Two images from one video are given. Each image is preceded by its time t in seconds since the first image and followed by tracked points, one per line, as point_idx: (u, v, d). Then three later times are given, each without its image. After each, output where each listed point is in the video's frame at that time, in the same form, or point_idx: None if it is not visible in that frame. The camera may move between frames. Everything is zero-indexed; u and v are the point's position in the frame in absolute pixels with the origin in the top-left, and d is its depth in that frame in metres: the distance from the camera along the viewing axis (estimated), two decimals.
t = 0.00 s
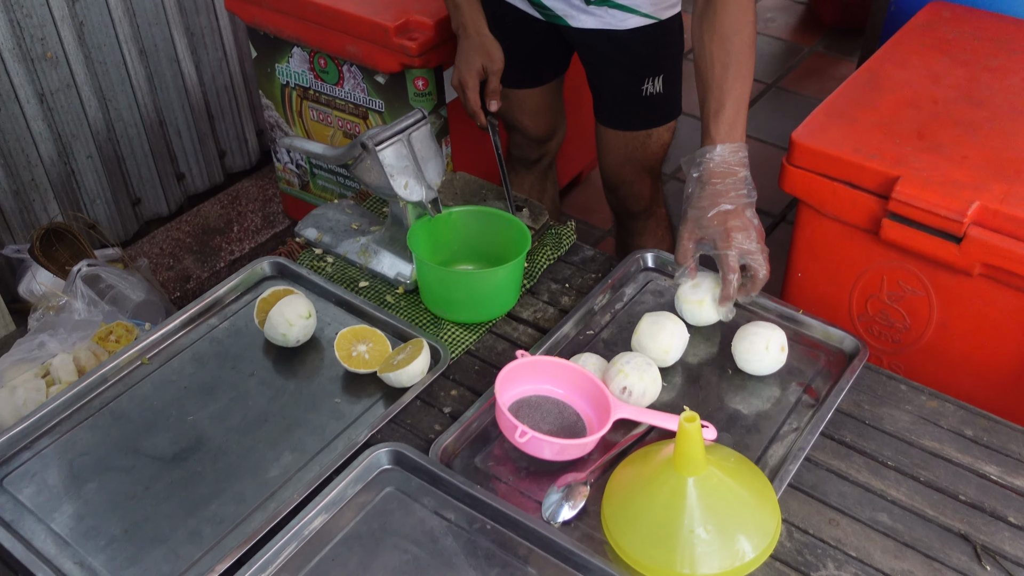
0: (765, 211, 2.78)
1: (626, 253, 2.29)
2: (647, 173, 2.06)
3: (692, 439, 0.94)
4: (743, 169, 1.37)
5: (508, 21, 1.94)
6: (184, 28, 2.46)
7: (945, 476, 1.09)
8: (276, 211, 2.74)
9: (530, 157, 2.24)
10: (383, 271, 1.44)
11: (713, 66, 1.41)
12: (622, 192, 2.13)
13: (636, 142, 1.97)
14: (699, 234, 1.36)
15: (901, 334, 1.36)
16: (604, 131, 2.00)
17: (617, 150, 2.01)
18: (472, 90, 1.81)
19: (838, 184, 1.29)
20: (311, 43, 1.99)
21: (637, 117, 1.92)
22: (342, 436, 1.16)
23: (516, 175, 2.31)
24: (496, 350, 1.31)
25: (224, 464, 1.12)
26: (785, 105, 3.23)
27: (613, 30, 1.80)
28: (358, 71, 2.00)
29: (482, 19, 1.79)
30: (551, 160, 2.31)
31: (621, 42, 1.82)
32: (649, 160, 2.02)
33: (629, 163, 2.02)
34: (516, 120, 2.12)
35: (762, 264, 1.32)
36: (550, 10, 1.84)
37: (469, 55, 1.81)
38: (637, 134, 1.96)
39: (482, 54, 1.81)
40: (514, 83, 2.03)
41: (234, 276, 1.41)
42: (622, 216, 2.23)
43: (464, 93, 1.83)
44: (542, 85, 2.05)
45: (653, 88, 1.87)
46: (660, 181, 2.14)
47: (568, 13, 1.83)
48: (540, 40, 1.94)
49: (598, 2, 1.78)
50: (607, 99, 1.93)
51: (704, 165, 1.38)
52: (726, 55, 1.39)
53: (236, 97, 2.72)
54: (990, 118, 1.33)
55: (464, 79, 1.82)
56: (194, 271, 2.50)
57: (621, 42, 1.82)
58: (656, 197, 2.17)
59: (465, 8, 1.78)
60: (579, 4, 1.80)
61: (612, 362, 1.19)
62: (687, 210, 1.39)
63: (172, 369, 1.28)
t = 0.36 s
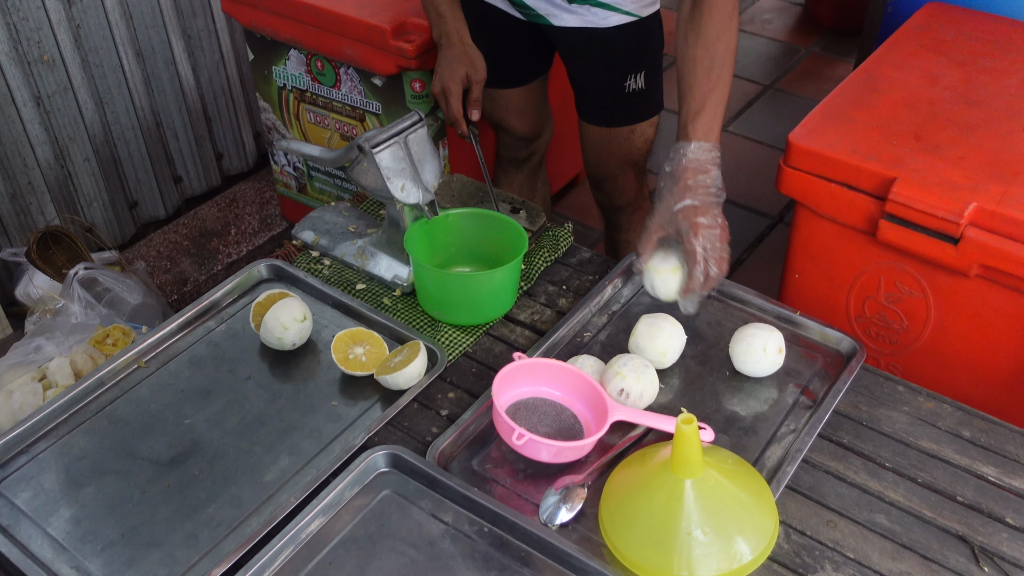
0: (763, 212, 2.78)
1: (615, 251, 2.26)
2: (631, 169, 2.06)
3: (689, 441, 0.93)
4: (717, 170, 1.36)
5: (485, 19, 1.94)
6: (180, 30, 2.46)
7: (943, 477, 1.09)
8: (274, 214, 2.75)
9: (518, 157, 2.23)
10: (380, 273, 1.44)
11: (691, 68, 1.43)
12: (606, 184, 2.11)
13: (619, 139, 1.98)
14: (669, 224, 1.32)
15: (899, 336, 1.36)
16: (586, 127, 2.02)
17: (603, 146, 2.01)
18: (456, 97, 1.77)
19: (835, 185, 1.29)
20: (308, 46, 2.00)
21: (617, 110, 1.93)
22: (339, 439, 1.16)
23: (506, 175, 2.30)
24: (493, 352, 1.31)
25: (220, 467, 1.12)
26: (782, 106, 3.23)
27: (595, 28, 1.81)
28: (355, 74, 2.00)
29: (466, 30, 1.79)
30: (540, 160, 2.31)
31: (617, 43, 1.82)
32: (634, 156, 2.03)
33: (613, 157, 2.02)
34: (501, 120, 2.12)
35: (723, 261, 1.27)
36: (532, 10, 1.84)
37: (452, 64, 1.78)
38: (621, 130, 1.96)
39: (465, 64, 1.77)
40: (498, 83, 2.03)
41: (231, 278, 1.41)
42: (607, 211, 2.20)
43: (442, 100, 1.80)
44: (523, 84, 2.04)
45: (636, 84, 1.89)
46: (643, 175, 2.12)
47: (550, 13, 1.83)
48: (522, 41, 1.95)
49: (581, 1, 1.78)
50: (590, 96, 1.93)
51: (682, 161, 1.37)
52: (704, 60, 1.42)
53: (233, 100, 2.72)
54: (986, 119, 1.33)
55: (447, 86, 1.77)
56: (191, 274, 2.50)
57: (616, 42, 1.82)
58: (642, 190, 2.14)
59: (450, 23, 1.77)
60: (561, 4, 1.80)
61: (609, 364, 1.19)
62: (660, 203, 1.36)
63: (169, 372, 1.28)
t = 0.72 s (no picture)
0: (761, 213, 2.78)
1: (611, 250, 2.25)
2: (626, 168, 2.06)
3: (688, 442, 0.93)
4: (588, 132, 1.64)
5: (478, 21, 1.95)
6: (179, 32, 2.46)
7: (942, 478, 1.09)
8: (272, 216, 2.75)
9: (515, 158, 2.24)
10: (379, 274, 1.44)
11: (597, 37, 1.67)
12: (600, 185, 2.10)
13: (614, 138, 1.99)
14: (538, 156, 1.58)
15: (898, 336, 1.36)
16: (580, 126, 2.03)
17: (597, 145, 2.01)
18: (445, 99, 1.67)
19: (833, 186, 1.29)
20: (307, 47, 2.00)
21: (612, 110, 1.93)
22: (338, 440, 1.16)
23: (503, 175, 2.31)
24: (492, 353, 1.31)
25: (219, 469, 1.12)
26: (780, 106, 3.23)
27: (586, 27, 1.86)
28: (353, 75, 2.00)
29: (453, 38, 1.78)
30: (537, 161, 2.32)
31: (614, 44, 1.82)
32: (628, 155, 2.03)
33: (606, 157, 2.01)
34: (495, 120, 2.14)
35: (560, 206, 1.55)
36: (525, 10, 1.87)
37: (442, 67, 1.72)
38: (616, 130, 1.97)
39: (453, 66, 1.71)
40: (495, 84, 2.03)
41: (229, 280, 1.41)
42: (602, 211, 2.18)
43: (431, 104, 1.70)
44: (518, 86, 2.05)
45: (629, 83, 1.90)
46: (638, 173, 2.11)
47: (543, 13, 1.86)
48: (517, 43, 1.95)
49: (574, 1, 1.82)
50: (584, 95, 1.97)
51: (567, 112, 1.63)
52: (610, 32, 1.66)
53: (231, 101, 2.72)
54: (984, 119, 1.33)
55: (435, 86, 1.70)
56: (189, 276, 2.50)
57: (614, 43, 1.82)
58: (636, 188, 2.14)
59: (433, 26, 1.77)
60: (554, 4, 1.83)
61: (608, 365, 1.19)
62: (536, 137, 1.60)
63: (167, 374, 1.28)
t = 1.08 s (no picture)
0: (761, 213, 2.78)
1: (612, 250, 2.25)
2: (626, 169, 2.06)
3: (689, 443, 0.93)
4: (591, 131, 1.66)
5: (478, 21, 1.95)
6: (179, 33, 2.46)
7: (942, 479, 1.09)
8: (272, 216, 2.75)
9: (515, 159, 2.24)
10: (379, 275, 1.44)
11: (597, 38, 1.66)
12: (601, 186, 2.10)
13: (613, 138, 1.99)
14: (545, 159, 1.60)
15: (898, 337, 1.36)
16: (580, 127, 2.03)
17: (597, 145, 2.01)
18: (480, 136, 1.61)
19: (834, 187, 1.29)
20: (307, 47, 2.00)
21: (611, 111, 1.93)
22: (339, 442, 1.16)
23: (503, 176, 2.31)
24: (493, 354, 1.31)
25: (220, 471, 1.12)
26: (780, 106, 3.23)
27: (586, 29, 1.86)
28: (353, 76, 2.00)
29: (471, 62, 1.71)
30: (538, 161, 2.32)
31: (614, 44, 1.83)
32: (628, 156, 2.03)
33: (606, 157, 2.01)
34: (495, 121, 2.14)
35: (576, 199, 1.54)
36: (523, 12, 1.86)
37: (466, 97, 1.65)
38: (616, 130, 1.97)
39: (485, 99, 1.64)
40: (495, 85, 2.03)
41: (230, 281, 1.41)
42: (603, 211, 2.19)
43: (463, 139, 1.64)
44: (518, 87, 2.05)
45: (628, 84, 1.90)
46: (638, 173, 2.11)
47: (542, 16, 1.85)
48: (516, 43, 1.95)
49: (574, 4, 1.82)
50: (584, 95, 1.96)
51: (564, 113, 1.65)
52: (610, 34, 1.66)
53: (231, 102, 2.72)
54: (983, 120, 1.33)
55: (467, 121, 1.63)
56: (190, 277, 2.50)
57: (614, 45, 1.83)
58: (636, 189, 2.14)
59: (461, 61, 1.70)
60: (553, 6, 1.83)
61: (609, 366, 1.19)
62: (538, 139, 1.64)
63: (168, 376, 1.27)
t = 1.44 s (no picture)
0: (761, 213, 2.78)
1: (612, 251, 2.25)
2: (626, 171, 2.06)
3: (690, 443, 0.93)
4: (589, 130, 1.67)
5: (478, 22, 1.94)
6: (178, 34, 2.46)
7: (943, 478, 1.09)
8: (272, 216, 2.75)
9: (515, 160, 2.24)
10: (379, 276, 1.44)
11: (598, 38, 1.66)
12: (600, 187, 2.10)
13: (612, 141, 1.99)
14: (544, 160, 1.61)
15: (899, 336, 1.36)
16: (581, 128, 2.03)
17: (596, 145, 2.01)
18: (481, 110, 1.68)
19: (834, 186, 1.29)
20: (306, 48, 2.00)
21: (611, 112, 1.93)
22: (339, 442, 1.16)
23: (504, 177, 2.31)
24: (493, 354, 1.30)
25: (220, 471, 1.12)
26: (779, 106, 3.23)
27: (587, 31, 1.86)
28: (353, 76, 2.00)
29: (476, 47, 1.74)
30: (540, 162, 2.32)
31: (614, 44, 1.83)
32: (629, 157, 2.03)
33: (606, 159, 2.02)
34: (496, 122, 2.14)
35: (572, 198, 1.56)
36: (523, 14, 1.86)
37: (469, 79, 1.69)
38: (616, 132, 1.97)
39: (483, 78, 1.69)
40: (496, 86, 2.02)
41: (229, 281, 1.41)
42: (604, 212, 2.19)
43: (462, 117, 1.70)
44: (517, 89, 2.05)
45: (630, 86, 1.90)
46: (638, 175, 2.11)
47: (542, 17, 1.85)
48: (515, 44, 1.95)
49: (575, 5, 1.82)
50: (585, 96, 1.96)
51: (563, 113, 1.66)
52: (610, 34, 1.65)
53: (231, 102, 2.72)
54: (983, 119, 1.33)
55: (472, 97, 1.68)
56: (189, 277, 2.49)
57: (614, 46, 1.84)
58: (635, 190, 2.14)
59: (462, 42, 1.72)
60: (554, 8, 1.83)
61: (609, 366, 1.19)
62: (536, 139, 1.64)
63: (167, 376, 1.27)
